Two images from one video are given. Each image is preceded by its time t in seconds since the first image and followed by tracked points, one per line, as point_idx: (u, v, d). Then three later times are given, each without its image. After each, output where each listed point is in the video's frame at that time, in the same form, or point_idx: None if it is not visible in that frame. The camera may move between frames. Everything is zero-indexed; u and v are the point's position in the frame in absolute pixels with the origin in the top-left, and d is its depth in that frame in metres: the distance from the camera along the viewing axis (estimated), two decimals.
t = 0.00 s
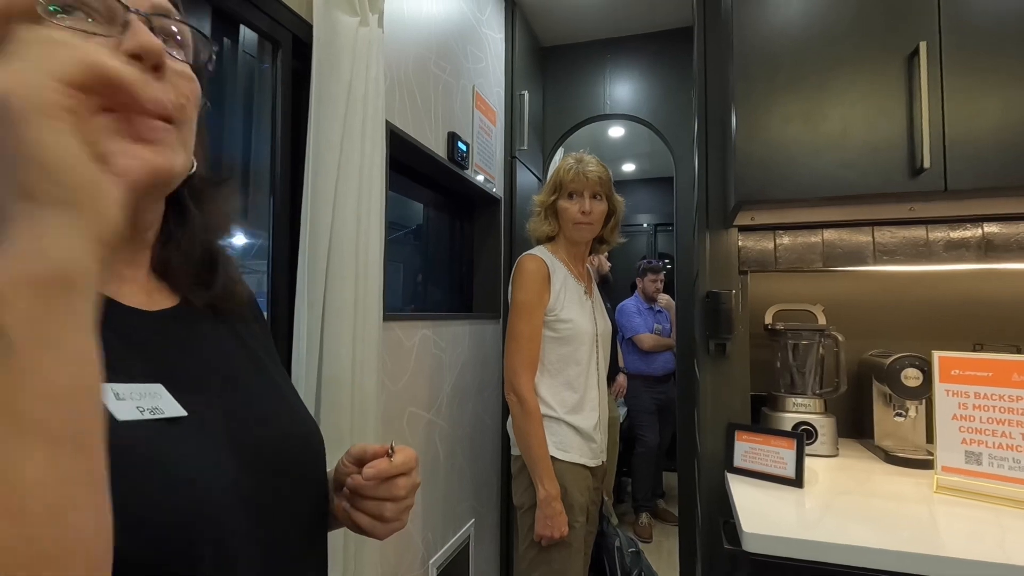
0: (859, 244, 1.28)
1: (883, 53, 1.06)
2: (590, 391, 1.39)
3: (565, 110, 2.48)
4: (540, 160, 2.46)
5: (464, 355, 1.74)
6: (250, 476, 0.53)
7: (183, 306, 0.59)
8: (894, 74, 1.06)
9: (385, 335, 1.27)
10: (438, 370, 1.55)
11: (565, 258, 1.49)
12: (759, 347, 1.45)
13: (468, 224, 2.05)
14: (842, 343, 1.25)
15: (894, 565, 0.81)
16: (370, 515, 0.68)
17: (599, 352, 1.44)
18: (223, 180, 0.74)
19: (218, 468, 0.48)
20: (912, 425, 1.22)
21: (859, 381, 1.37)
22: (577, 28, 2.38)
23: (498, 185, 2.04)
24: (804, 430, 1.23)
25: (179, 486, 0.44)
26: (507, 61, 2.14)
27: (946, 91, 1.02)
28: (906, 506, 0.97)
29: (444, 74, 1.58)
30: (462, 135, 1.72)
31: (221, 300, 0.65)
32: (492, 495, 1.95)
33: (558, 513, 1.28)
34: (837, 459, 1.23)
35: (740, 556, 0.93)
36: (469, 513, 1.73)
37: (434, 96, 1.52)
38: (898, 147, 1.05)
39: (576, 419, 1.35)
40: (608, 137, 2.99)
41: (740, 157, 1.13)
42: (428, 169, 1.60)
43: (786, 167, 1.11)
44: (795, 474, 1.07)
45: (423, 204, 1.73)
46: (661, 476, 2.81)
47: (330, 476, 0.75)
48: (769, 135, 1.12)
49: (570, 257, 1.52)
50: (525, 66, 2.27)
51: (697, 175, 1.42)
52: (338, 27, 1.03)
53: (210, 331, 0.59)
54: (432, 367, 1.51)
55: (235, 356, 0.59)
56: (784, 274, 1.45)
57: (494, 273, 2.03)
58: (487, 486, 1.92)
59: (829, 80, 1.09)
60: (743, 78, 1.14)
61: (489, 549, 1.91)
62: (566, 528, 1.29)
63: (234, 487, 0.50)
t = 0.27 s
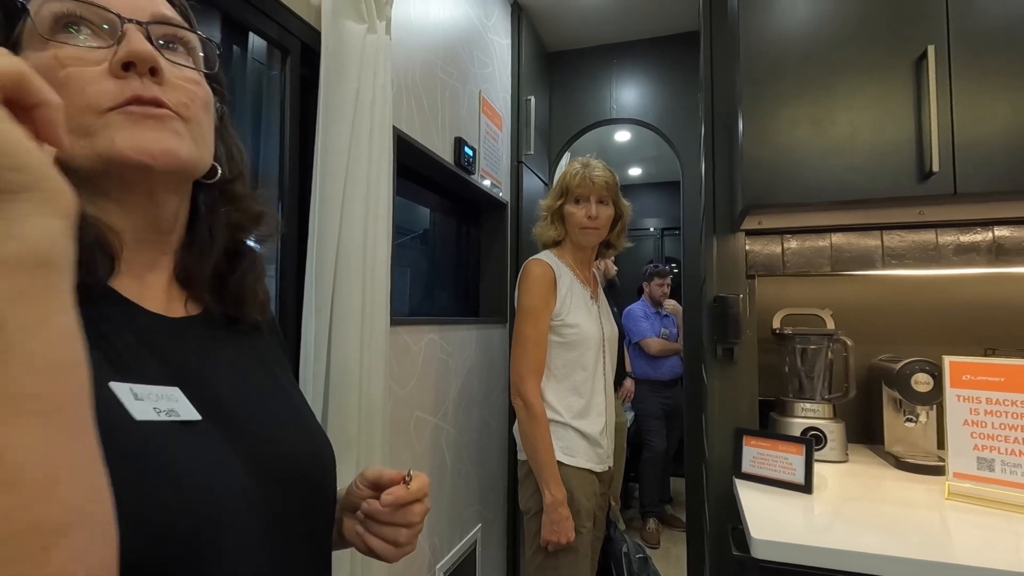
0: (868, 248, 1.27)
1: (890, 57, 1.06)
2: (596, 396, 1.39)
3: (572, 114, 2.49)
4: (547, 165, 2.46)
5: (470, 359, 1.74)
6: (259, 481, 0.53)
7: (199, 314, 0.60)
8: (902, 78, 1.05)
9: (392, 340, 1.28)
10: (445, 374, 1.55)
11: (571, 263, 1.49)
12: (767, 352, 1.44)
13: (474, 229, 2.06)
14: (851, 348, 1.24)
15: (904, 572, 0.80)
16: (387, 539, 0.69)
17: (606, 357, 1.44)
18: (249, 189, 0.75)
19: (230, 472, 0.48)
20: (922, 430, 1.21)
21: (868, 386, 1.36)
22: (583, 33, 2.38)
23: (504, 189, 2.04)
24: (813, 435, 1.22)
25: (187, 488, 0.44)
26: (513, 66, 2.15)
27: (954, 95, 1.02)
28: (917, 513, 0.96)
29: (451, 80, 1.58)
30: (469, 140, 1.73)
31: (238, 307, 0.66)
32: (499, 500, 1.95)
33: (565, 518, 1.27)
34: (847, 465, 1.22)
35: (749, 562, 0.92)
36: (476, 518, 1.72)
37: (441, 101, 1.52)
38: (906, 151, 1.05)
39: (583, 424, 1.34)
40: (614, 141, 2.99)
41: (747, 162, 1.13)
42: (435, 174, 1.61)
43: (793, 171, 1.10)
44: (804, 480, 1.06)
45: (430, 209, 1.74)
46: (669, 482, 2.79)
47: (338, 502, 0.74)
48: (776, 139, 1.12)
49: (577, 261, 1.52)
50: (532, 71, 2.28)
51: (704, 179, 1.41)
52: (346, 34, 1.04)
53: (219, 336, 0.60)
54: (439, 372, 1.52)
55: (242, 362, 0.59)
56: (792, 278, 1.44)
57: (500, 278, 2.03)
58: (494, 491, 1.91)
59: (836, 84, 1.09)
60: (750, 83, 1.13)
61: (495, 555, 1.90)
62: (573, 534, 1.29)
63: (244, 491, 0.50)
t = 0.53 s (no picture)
0: (870, 249, 1.27)
1: (892, 57, 1.06)
2: (597, 396, 1.38)
3: (573, 115, 2.49)
4: (548, 166, 2.46)
5: (472, 359, 1.74)
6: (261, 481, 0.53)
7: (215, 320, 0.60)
8: (904, 78, 1.05)
9: (393, 340, 1.28)
10: (446, 375, 1.55)
11: (573, 263, 1.49)
12: (768, 352, 1.44)
13: (476, 229, 2.06)
14: (853, 348, 1.24)
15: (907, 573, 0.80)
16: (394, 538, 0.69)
17: (607, 358, 1.44)
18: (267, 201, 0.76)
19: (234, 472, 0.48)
20: (925, 431, 1.20)
21: (871, 387, 1.36)
22: (584, 34, 2.38)
23: (506, 190, 2.04)
24: (816, 436, 1.22)
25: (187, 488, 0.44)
26: (514, 67, 2.15)
27: (956, 95, 1.02)
28: (920, 514, 0.96)
29: (452, 80, 1.59)
30: (470, 140, 1.73)
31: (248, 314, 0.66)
32: (501, 500, 1.95)
33: (566, 519, 1.27)
34: (849, 465, 1.22)
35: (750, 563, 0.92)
36: (477, 518, 1.72)
37: (443, 102, 1.53)
38: (909, 151, 1.04)
39: (584, 425, 1.34)
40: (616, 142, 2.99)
41: (749, 162, 1.13)
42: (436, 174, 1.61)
43: (795, 172, 1.10)
44: (806, 481, 1.06)
45: (431, 209, 1.74)
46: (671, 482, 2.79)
47: (343, 504, 0.73)
48: (778, 140, 1.12)
49: (578, 262, 1.52)
50: (533, 72, 2.28)
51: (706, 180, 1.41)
52: (347, 35, 1.04)
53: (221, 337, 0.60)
54: (440, 372, 1.52)
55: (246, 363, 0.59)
56: (794, 279, 1.44)
57: (502, 278, 2.03)
58: (495, 491, 1.91)
59: (838, 84, 1.09)
60: (751, 83, 1.13)
61: (497, 555, 1.90)
62: (574, 534, 1.29)
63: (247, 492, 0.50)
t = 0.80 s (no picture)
0: (873, 250, 1.27)
1: (895, 58, 1.06)
2: (600, 398, 1.38)
3: (575, 116, 2.49)
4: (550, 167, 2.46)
5: (474, 360, 1.74)
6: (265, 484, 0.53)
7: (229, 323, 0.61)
8: (907, 79, 1.05)
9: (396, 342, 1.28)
10: (448, 376, 1.55)
11: (575, 265, 1.49)
12: (771, 354, 1.44)
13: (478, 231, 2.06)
14: (856, 349, 1.23)
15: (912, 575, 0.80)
16: (405, 537, 0.69)
17: (610, 359, 1.44)
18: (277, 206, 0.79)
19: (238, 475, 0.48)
20: (929, 432, 1.20)
21: (874, 388, 1.36)
22: (586, 35, 2.38)
23: (508, 191, 2.04)
24: (819, 437, 1.22)
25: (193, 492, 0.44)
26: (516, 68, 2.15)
27: (960, 95, 1.02)
28: (925, 516, 0.96)
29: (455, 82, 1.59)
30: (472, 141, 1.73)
31: (261, 316, 0.69)
32: (503, 502, 1.94)
33: (569, 520, 1.27)
34: (853, 467, 1.22)
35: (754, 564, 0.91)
36: (480, 520, 1.72)
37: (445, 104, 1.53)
38: (912, 152, 1.04)
39: (587, 426, 1.34)
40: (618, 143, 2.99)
41: (752, 163, 1.13)
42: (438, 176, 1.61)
43: (798, 173, 1.10)
44: (810, 483, 1.05)
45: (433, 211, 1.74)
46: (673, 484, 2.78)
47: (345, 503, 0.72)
48: (781, 140, 1.11)
49: (580, 263, 1.52)
50: (535, 73, 2.28)
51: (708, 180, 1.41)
52: (350, 37, 1.04)
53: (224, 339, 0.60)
54: (442, 373, 1.52)
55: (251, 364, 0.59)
56: (796, 280, 1.44)
57: (504, 280, 2.03)
58: (498, 492, 1.91)
59: (841, 85, 1.09)
60: (754, 84, 1.13)
61: (499, 557, 1.90)
62: (577, 536, 1.29)
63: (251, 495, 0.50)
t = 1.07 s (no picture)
0: (878, 250, 1.26)
1: (900, 59, 1.05)
2: (605, 399, 1.38)
3: (579, 117, 2.49)
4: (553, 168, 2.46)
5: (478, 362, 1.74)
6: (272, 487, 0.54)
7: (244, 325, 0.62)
8: (913, 79, 1.05)
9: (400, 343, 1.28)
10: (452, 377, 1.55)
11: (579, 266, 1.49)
12: (776, 355, 1.43)
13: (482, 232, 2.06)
14: (862, 350, 1.23)
15: None
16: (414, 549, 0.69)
17: (614, 360, 1.44)
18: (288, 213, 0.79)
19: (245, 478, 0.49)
20: (935, 434, 1.19)
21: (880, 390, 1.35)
22: (589, 36, 2.38)
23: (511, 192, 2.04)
24: (824, 439, 1.21)
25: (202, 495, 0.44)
26: (520, 69, 2.16)
27: (967, 96, 1.01)
28: (931, 518, 0.95)
29: (459, 83, 1.59)
30: (476, 143, 1.73)
31: (271, 321, 0.69)
32: (507, 503, 1.94)
33: (573, 522, 1.27)
34: (859, 469, 1.21)
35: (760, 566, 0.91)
36: (484, 521, 1.72)
37: (449, 105, 1.53)
38: (918, 152, 1.04)
39: (592, 428, 1.34)
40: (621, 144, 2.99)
41: (757, 164, 1.13)
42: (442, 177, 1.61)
43: (803, 173, 1.10)
44: (815, 485, 1.05)
45: (437, 212, 1.74)
46: (677, 485, 2.78)
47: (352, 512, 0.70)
48: (786, 141, 1.11)
49: (585, 264, 1.52)
50: (539, 74, 2.28)
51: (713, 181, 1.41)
52: (355, 40, 1.04)
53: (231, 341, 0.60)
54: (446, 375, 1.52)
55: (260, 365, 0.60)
56: (801, 281, 1.43)
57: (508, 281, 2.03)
58: (502, 494, 1.91)
59: (846, 86, 1.08)
60: (759, 85, 1.13)
61: (503, 558, 1.90)
62: (582, 537, 1.29)
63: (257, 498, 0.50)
